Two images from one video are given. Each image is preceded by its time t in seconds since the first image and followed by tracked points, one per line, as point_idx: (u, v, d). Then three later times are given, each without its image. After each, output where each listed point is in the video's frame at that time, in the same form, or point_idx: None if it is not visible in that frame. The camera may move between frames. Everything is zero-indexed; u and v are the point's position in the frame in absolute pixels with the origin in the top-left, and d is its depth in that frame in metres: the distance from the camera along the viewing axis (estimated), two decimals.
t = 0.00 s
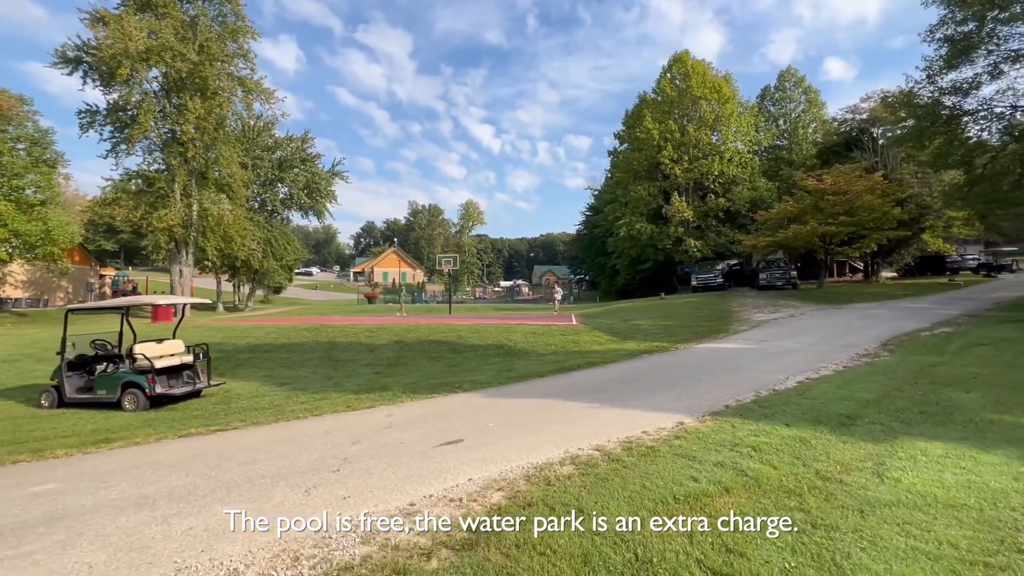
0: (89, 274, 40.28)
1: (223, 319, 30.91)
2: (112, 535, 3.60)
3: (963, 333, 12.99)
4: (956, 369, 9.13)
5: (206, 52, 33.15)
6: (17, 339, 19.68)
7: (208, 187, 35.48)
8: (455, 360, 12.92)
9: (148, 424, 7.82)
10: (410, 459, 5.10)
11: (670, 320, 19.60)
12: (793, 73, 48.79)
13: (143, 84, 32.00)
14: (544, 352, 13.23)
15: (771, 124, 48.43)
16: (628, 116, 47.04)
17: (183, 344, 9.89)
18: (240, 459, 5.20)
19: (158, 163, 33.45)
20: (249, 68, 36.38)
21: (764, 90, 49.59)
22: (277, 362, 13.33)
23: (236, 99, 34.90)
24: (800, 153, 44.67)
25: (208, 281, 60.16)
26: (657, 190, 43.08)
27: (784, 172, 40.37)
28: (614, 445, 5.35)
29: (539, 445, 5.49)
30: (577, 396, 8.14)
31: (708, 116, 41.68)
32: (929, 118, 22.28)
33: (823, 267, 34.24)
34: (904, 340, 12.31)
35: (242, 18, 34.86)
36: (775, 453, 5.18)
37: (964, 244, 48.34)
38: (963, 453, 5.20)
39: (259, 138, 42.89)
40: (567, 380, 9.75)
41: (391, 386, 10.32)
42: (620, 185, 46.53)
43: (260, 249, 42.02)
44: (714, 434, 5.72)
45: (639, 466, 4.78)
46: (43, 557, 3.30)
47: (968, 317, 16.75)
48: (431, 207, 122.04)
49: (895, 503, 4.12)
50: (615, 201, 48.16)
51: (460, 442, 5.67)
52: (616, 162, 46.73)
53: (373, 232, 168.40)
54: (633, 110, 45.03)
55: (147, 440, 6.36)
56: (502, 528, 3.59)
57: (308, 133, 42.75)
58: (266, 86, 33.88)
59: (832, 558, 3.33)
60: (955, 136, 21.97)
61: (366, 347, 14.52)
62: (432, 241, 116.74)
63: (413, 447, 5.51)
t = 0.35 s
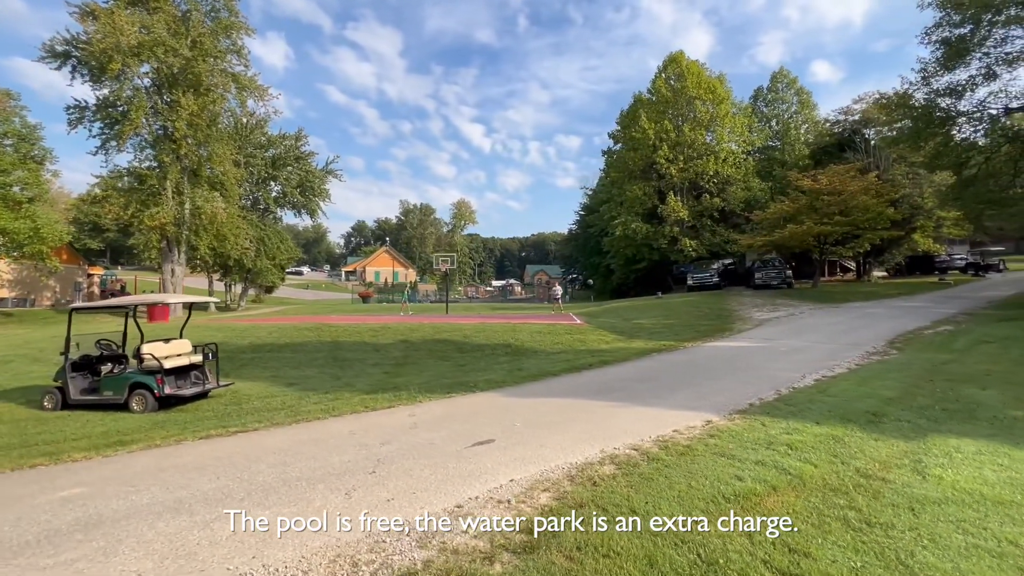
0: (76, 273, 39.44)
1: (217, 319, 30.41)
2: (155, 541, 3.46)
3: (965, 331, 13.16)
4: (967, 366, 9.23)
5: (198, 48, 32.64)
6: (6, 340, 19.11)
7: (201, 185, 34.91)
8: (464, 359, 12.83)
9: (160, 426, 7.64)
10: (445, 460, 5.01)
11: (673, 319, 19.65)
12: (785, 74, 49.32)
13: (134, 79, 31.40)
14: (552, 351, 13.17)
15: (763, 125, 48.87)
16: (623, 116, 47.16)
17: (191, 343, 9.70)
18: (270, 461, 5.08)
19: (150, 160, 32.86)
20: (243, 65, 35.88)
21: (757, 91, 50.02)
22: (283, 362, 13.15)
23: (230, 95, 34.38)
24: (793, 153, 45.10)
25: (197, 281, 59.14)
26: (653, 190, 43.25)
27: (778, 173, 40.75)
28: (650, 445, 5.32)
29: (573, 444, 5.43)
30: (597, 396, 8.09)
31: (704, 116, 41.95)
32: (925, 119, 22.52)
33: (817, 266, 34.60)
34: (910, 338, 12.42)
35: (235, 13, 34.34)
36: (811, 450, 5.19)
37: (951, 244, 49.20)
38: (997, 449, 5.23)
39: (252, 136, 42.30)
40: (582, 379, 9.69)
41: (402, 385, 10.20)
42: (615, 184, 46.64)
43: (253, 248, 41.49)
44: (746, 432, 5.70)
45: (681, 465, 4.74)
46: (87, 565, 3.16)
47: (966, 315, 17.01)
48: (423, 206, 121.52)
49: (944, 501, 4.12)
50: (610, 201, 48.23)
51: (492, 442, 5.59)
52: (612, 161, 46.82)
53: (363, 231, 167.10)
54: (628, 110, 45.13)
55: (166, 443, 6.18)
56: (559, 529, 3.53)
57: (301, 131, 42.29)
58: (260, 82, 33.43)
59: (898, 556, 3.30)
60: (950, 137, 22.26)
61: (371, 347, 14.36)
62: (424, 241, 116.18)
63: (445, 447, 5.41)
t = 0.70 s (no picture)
0: (62, 272, 38.55)
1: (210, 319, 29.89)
2: (205, 548, 3.36)
3: (966, 329, 13.38)
4: (976, 364, 9.37)
5: (190, 44, 32.07)
6: None
7: (192, 183, 34.32)
8: (473, 359, 12.75)
9: (174, 428, 7.46)
10: (482, 461, 4.94)
11: (674, 319, 19.74)
12: (776, 76, 49.85)
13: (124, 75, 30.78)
14: (561, 350, 13.14)
15: (755, 127, 49.34)
16: (618, 117, 47.29)
17: (199, 344, 9.50)
18: (304, 464, 4.98)
19: (140, 158, 32.23)
20: (235, 61, 35.31)
21: (749, 92, 50.49)
22: (289, 363, 12.95)
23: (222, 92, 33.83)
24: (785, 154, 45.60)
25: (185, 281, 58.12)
26: (647, 190, 43.43)
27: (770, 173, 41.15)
28: (686, 444, 5.30)
29: (609, 444, 5.39)
30: (617, 395, 8.07)
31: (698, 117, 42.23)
32: (918, 121, 22.84)
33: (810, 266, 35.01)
34: (914, 336, 12.59)
35: (227, 8, 33.77)
36: (845, 448, 5.23)
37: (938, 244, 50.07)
38: None
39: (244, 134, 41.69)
40: (598, 379, 9.67)
41: (415, 386, 10.09)
42: (610, 184, 46.78)
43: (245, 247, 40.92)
44: (777, 431, 5.72)
45: (723, 464, 4.74)
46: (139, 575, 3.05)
47: (963, 314, 17.28)
48: (414, 206, 120.82)
49: (988, 498, 4.17)
50: (604, 201, 48.35)
51: (525, 442, 5.53)
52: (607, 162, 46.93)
53: (353, 230, 165.61)
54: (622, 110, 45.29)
55: (188, 446, 6.04)
56: (619, 531, 3.48)
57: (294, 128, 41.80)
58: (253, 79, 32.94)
59: (958, 555, 3.33)
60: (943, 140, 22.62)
61: (377, 347, 14.21)
62: (415, 240, 115.51)
63: (480, 449, 5.34)
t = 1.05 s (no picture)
0: (47, 272, 37.64)
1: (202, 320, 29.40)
2: (259, 556, 3.29)
3: (964, 329, 13.63)
4: (981, 363, 9.55)
5: (180, 40, 31.47)
6: None
7: (182, 181, 33.74)
8: (481, 359, 12.70)
9: (188, 432, 7.31)
10: (520, 463, 4.89)
11: (674, 318, 19.85)
12: (767, 78, 50.40)
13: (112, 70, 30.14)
14: (568, 350, 13.14)
15: (746, 128, 49.84)
16: (611, 117, 47.44)
17: (206, 346, 9.32)
18: (338, 468, 4.90)
19: (129, 155, 31.60)
20: (225, 58, 34.71)
21: (740, 94, 51.00)
22: (294, 364, 12.79)
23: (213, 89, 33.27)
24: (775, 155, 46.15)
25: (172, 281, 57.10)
26: (641, 191, 43.64)
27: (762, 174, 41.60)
28: (718, 444, 5.33)
29: (642, 445, 5.38)
30: (635, 395, 8.09)
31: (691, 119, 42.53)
32: (910, 124, 23.21)
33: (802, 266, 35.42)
34: (914, 335, 12.79)
35: (218, 4, 33.21)
36: (875, 447, 5.29)
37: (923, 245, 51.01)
38: None
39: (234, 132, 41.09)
40: (610, 379, 9.69)
41: (426, 387, 10.00)
42: (604, 184, 46.93)
43: (236, 247, 40.35)
44: (804, 430, 5.78)
45: (762, 464, 4.76)
46: None
47: (956, 313, 17.63)
48: (404, 205, 120.06)
49: None
50: (598, 201, 48.51)
51: (556, 443, 5.51)
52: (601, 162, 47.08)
53: (341, 230, 164.01)
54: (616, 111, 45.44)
55: (210, 451, 5.91)
56: (675, 534, 3.47)
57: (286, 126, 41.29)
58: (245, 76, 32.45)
59: (1011, 554, 3.38)
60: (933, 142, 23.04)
61: (381, 348, 14.10)
62: (404, 240, 114.77)
63: (513, 450, 5.30)
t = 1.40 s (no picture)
0: (29, 271, 36.60)
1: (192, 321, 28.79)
2: (314, 562, 3.16)
3: (962, 326, 13.86)
4: (986, 360, 9.70)
5: (170, 34, 30.82)
6: None
7: (171, 178, 33.06)
8: (488, 359, 12.59)
9: (199, 435, 7.10)
10: (557, 464, 4.80)
11: (673, 317, 19.92)
12: (757, 80, 50.94)
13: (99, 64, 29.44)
14: (575, 349, 13.09)
15: (737, 129, 50.30)
16: (604, 117, 47.54)
17: (213, 345, 9.07)
18: (372, 470, 4.76)
19: (116, 151, 30.89)
20: (215, 53, 34.03)
21: (731, 95, 51.47)
22: (296, 364, 12.54)
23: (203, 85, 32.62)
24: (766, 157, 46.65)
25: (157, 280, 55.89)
26: (634, 190, 43.78)
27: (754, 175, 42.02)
28: (753, 442, 5.29)
29: (676, 444, 5.33)
30: (653, 393, 8.06)
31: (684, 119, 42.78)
32: (902, 126, 23.57)
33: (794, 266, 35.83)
34: (915, 333, 12.97)
35: None
36: (908, 443, 5.30)
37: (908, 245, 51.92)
38: None
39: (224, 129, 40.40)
40: (624, 377, 9.67)
41: (437, 387, 9.86)
42: (597, 184, 47.01)
43: (225, 246, 39.65)
44: (833, 427, 5.78)
45: (802, 461, 4.74)
46: None
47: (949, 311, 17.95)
48: (393, 205, 119.16)
49: None
50: (591, 201, 48.56)
51: (588, 443, 5.43)
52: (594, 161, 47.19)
53: (328, 229, 162.17)
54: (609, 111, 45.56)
55: (230, 453, 5.73)
56: (736, 534, 3.41)
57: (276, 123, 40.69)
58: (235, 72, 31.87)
59: None
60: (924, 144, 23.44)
61: (385, 348, 13.91)
62: (394, 239, 113.83)
63: (546, 450, 5.20)
